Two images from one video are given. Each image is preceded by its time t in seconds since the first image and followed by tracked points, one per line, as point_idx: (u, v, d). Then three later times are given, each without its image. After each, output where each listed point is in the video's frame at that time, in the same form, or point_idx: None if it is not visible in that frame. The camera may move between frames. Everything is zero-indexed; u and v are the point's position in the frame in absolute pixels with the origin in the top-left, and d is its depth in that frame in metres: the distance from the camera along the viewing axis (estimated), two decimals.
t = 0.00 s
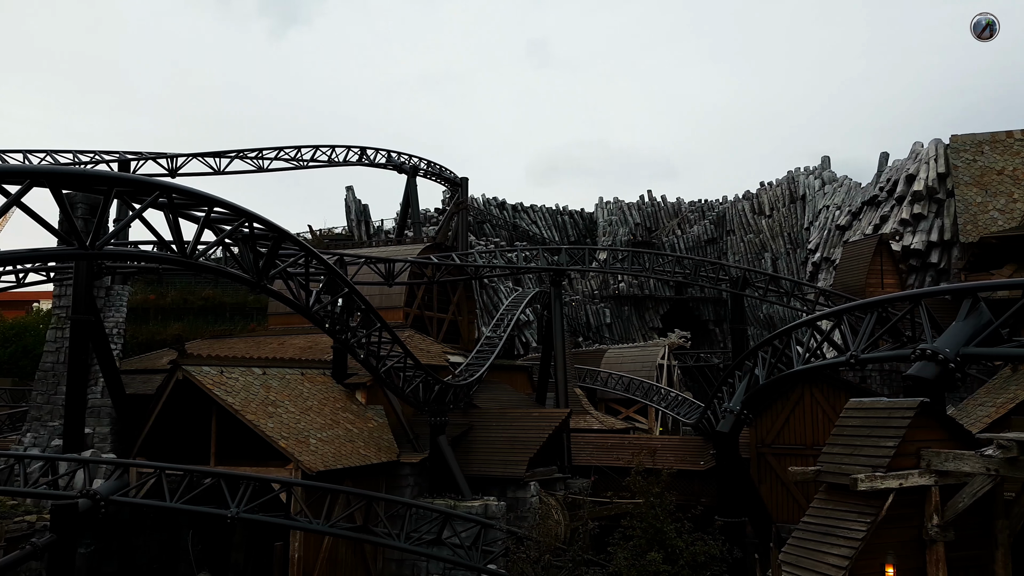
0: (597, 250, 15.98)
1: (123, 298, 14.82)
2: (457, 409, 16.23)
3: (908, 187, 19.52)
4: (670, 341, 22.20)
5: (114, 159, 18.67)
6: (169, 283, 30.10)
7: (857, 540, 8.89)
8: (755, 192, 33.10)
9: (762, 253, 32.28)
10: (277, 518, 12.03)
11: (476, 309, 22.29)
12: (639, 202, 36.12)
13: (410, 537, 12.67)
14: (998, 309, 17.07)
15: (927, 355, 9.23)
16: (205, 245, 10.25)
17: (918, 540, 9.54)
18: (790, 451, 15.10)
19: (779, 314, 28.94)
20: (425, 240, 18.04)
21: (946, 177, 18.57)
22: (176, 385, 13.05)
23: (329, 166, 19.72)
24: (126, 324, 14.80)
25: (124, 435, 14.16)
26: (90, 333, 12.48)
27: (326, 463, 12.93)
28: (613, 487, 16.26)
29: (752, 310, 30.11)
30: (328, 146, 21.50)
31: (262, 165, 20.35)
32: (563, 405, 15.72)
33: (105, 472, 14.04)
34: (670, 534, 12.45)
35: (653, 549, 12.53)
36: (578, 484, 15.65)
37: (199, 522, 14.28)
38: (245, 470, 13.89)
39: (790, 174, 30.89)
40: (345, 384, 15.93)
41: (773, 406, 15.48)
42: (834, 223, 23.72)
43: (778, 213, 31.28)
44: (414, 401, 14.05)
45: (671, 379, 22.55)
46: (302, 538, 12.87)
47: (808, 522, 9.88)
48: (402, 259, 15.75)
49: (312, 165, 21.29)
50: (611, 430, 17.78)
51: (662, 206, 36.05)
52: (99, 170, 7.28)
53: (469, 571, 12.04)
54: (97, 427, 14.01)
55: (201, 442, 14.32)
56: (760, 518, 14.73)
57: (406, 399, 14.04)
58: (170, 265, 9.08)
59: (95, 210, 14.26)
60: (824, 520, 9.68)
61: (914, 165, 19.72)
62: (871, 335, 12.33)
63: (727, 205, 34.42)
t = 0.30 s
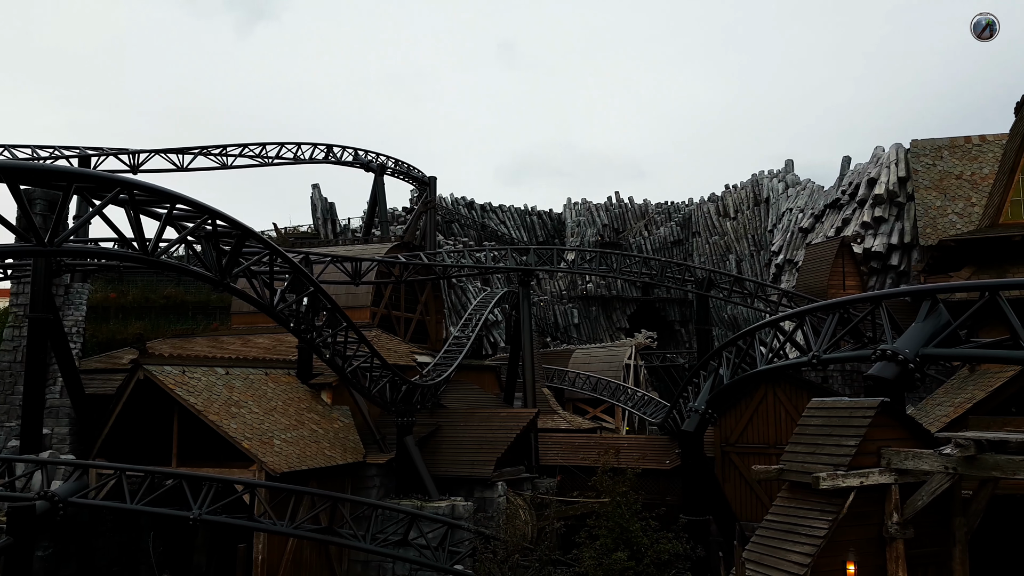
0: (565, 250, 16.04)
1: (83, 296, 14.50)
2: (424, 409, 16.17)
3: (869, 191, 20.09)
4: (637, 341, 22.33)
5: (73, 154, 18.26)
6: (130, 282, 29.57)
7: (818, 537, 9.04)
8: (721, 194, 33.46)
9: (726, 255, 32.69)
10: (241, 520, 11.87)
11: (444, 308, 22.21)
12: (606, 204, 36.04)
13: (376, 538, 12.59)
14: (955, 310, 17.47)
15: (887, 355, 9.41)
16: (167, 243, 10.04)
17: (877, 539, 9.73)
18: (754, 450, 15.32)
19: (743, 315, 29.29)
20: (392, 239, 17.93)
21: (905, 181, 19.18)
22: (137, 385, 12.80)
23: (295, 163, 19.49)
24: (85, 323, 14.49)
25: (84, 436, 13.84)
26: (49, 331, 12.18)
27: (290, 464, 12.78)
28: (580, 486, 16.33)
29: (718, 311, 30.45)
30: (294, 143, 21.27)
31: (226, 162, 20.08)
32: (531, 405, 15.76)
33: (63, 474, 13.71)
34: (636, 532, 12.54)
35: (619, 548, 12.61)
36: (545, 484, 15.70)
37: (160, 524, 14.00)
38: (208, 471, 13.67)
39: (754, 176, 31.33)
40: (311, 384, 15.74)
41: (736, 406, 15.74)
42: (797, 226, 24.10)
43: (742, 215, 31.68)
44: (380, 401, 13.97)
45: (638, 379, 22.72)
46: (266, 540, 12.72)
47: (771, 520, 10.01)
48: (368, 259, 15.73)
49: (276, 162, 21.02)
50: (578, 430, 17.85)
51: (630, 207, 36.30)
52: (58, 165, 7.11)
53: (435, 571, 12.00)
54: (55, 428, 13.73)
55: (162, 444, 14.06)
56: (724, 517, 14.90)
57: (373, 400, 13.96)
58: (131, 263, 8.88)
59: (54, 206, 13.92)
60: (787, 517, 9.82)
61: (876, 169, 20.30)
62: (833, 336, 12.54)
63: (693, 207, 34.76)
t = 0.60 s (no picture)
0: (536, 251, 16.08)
1: (46, 294, 14.18)
2: (394, 409, 16.11)
3: (835, 194, 20.45)
4: (608, 341, 22.45)
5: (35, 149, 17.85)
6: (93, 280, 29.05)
7: (784, 536, 9.19)
8: (689, 196, 33.81)
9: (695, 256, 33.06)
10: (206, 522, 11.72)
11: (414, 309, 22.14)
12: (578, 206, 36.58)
13: (344, 540, 12.51)
14: (917, 312, 17.86)
15: (852, 355, 9.59)
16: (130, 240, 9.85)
17: (843, 537, 9.88)
18: (721, 449, 15.51)
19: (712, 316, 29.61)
20: (363, 237, 17.90)
21: (870, 185, 19.56)
22: (100, 385, 12.55)
23: (264, 161, 19.26)
24: (48, 322, 14.18)
25: (46, 438, 13.47)
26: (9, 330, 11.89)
27: (257, 465, 12.65)
28: (550, 486, 16.39)
29: (687, 311, 30.76)
30: (263, 140, 21.02)
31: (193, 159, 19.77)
32: (502, 405, 15.77)
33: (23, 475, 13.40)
34: (605, 532, 12.62)
35: (588, 547, 12.67)
36: (515, 484, 15.74)
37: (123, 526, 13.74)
38: (173, 472, 13.45)
39: (722, 179, 31.72)
40: (278, 384, 15.59)
41: (704, 405, 15.94)
42: (764, 228, 24.42)
43: (711, 217, 32.00)
44: (349, 402, 13.90)
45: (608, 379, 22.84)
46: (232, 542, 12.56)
47: (738, 519, 10.13)
48: (338, 258, 15.61)
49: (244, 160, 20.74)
50: (549, 430, 17.91)
51: (600, 209, 36.54)
52: (18, 161, 6.95)
53: (405, 573, 11.96)
54: (17, 429, 13.25)
55: (126, 445, 13.81)
56: (691, 516, 15.06)
57: (342, 400, 13.87)
58: (95, 261, 8.71)
59: (15, 203, 13.60)
60: (754, 516, 9.95)
61: (841, 172, 20.67)
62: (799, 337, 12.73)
63: (663, 209, 35.12)
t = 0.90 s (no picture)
0: (509, 251, 16.10)
1: (9, 293, 13.88)
2: (366, 410, 16.05)
3: (803, 197, 20.78)
4: (580, 341, 22.55)
5: None
6: (58, 278, 28.44)
7: (752, 534, 9.33)
8: (661, 198, 34.08)
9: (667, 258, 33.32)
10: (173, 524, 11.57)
11: (387, 308, 22.04)
12: (551, 206, 36.70)
13: (314, 541, 12.43)
14: (882, 313, 18.22)
15: (819, 356, 9.77)
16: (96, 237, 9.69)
17: (810, 535, 10.00)
18: (691, 449, 15.68)
19: (683, 317, 29.90)
20: (336, 237, 17.84)
21: (838, 188, 19.90)
22: (64, 385, 12.32)
23: (234, 158, 19.05)
24: (11, 321, 13.88)
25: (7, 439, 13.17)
26: None
27: (225, 467, 12.51)
28: (521, 486, 16.44)
29: (658, 312, 31.02)
30: (233, 137, 20.78)
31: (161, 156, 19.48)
32: (474, 405, 15.79)
33: None
34: (576, 531, 12.69)
35: (559, 547, 12.74)
36: (487, 484, 15.77)
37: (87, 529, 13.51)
38: (139, 474, 13.25)
39: (694, 181, 32.05)
40: (246, 385, 15.42)
41: (674, 405, 16.10)
42: (734, 230, 24.72)
43: (682, 219, 32.29)
44: (320, 402, 13.80)
45: (580, 379, 22.94)
46: (200, 545, 12.41)
47: (707, 517, 10.26)
48: (309, 257, 15.49)
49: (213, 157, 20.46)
50: (521, 430, 17.96)
51: (573, 210, 36.71)
52: None
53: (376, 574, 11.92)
54: None
55: (91, 446, 13.58)
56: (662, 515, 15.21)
57: (312, 400, 13.79)
58: (60, 258, 8.55)
59: None
60: (722, 514, 10.07)
61: (809, 175, 20.99)
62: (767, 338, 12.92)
63: (635, 211, 35.40)
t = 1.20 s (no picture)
0: (484, 251, 16.11)
1: None
2: (339, 410, 15.96)
3: (774, 199, 21.05)
4: (555, 342, 22.62)
5: None
6: (25, 276, 27.87)
7: (722, 533, 9.41)
8: (636, 200, 34.31)
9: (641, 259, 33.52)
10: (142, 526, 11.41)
11: (361, 308, 21.93)
12: (527, 207, 36.72)
13: (285, 543, 12.33)
14: (851, 314, 18.54)
15: (789, 356, 9.89)
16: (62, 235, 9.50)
17: (779, 534, 10.17)
18: (663, 448, 15.81)
19: (656, 318, 30.13)
20: (309, 235, 17.68)
21: (808, 191, 20.18)
22: (29, 385, 12.08)
23: (205, 156, 18.81)
24: None
25: None
26: None
27: (195, 468, 12.36)
28: (496, 486, 16.47)
29: (632, 313, 31.22)
30: (204, 135, 20.52)
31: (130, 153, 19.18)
32: (448, 405, 15.78)
33: None
34: (549, 531, 12.73)
35: (533, 547, 12.78)
36: (462, 485, 15.78)
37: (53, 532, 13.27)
38: (106, 475, 13.04)
39: (668, 183, 32.30)
40: (216, 385, 15.26)
41: (647, 405, 16.22)
42: (707, 232, 24.97)
43: (656, 221, 32.53)
44: (292, 402, 13.70)
45: (555, 379, 23.01)
46: (169, 547, 12.25)
47: (678, 516, 10.36)
48: (282, 256, 15.35)
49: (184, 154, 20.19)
50: (495, 430, 17.98)
51: (549, 211, 36.81)
52: None
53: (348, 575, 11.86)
54: None
55: (57, 447, 13.34)
56: (634, 514, 15.31)
57: (284, 401, 13.69)
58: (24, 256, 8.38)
59: None
60: (694, 513, 10.17)
61: (781, 178, 21.27)
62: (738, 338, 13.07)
63: (610, 212, 35.59)
